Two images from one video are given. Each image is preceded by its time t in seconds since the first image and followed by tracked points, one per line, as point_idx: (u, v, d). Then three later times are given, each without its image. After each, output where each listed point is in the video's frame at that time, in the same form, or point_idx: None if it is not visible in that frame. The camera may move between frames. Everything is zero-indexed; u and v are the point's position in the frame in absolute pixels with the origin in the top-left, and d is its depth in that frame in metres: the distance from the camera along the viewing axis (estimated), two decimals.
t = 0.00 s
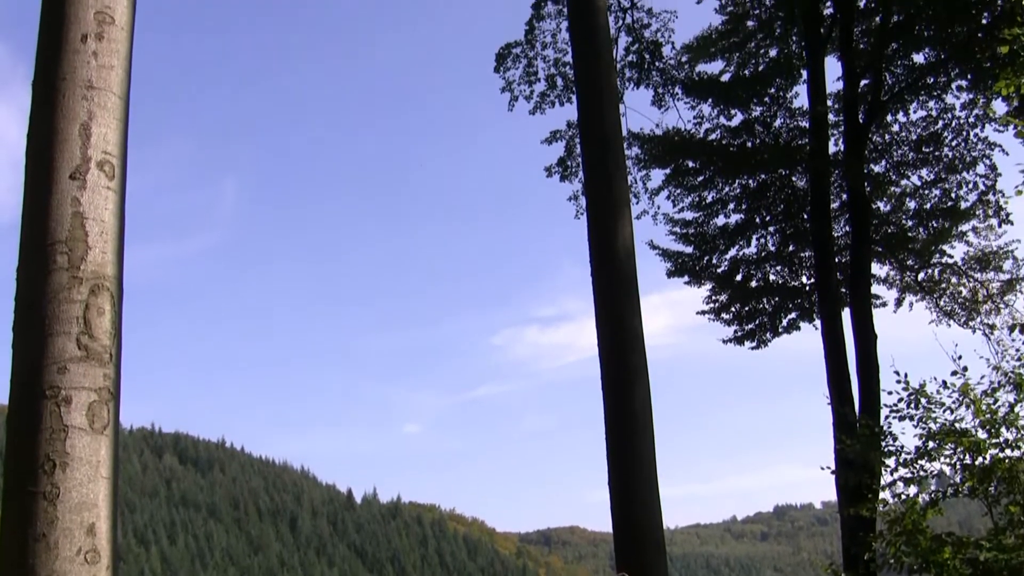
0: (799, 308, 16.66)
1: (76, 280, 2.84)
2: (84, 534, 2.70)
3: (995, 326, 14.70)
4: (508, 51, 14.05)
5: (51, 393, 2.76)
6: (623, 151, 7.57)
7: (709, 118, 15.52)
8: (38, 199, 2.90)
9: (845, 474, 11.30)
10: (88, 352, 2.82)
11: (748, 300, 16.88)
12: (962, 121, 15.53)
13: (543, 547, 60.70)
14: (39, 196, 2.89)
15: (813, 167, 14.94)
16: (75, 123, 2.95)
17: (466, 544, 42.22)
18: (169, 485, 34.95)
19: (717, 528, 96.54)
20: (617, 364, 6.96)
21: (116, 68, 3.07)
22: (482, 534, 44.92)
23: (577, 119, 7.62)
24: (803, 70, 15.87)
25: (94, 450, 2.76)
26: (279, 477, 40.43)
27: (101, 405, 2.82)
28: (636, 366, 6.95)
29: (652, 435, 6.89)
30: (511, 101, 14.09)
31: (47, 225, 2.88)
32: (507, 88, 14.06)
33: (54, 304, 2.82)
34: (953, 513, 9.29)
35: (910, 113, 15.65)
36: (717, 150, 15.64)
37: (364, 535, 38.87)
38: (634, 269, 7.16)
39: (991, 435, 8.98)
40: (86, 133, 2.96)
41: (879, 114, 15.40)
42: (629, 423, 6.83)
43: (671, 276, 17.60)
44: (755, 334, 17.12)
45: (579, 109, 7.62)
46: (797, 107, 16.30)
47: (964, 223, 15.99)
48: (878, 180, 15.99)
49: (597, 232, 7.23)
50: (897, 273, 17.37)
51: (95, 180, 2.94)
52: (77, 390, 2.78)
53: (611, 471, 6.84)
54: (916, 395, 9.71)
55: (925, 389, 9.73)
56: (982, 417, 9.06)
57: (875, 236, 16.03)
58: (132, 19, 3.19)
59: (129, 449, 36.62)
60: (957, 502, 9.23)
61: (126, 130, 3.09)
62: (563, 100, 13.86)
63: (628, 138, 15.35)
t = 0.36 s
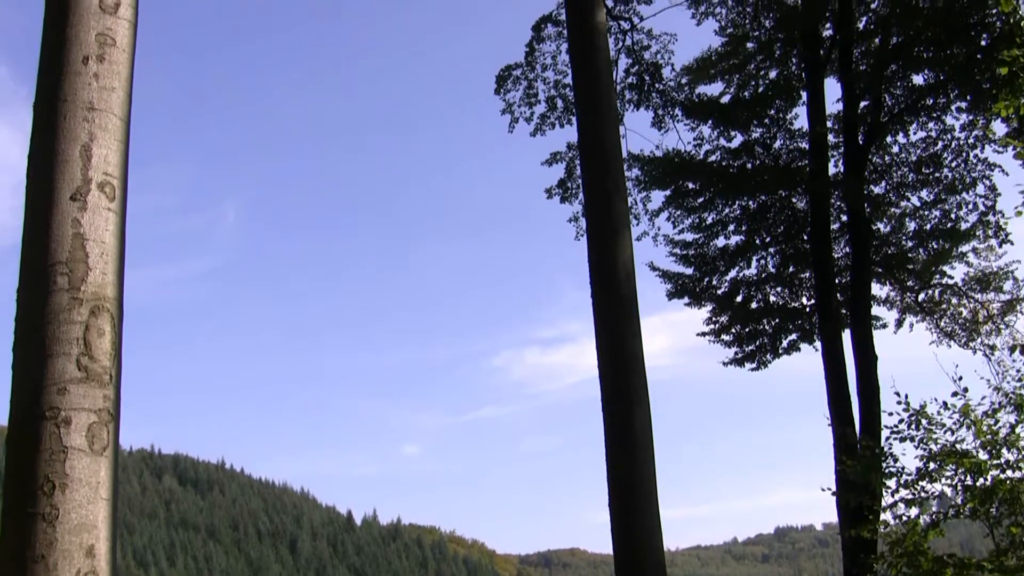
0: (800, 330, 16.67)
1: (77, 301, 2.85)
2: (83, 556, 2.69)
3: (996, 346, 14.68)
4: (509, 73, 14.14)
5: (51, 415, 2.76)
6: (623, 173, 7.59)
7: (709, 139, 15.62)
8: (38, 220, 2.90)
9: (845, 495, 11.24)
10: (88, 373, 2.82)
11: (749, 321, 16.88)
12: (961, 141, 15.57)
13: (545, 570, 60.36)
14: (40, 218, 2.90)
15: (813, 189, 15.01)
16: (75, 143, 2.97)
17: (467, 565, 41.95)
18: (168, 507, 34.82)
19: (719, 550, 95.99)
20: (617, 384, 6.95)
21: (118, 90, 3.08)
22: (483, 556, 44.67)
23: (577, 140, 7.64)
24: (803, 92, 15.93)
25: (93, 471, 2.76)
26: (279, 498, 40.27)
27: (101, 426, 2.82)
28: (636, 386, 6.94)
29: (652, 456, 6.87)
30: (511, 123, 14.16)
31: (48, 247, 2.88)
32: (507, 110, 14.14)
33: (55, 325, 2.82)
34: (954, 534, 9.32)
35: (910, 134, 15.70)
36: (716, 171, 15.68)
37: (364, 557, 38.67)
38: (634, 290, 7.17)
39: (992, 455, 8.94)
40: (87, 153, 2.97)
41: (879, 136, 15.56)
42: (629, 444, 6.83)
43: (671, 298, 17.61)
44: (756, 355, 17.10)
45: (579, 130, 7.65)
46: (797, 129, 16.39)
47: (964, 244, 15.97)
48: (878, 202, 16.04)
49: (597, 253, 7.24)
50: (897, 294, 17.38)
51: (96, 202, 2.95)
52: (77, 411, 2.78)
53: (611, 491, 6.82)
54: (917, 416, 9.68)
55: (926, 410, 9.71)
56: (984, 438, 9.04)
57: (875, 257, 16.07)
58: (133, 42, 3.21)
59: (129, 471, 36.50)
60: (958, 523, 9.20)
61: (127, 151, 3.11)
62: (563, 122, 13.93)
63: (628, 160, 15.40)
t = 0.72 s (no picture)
0: (800, 345, 16.63)
1: (77, 316, 2.85)
2: (82, 572, 2.68)
3: (996, 362, 14.65)
4: (509, 90, 14.19)
5: (51, 431, 2.76)
6: (622, 190, 7.61)
7: (709, 156, 15.72)
8: (38, 236, 2.91)
9: (846, 511, 11.20)
10: (88, 390, 2.82)
11: (749, 337, 16.90)
12: (961, 157, 15.61)
13: None
14: (40, 233, 2.91)
15: (813, 205, 15.02)
16: (76, 160, 2.97)
17: None
18: (168, 523, 34.70)
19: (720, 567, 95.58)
20: (617, 400, 6.94)
21: (118, 106, 3.10)
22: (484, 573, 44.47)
23: (577, 156, 7.66)
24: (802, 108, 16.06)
25: (93, 486, 2.76)
26: (279, 515, 40.12)
27: (101, 442, 2.81)
28: (637, 402, 6.93)
29: (653, 473, 6.86)
30: (511, 139, 14.21)
31: (48, 263, 2.89)
32: (507, 126, 14.18)
33: (55, 341, 2.82)
34: (956, 550, 9.25)
35: (909, 149, 15.75)
36: (716, 188, 15.71)
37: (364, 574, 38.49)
38: (634, 306, 7.18)
39: (993, 471, 8.93)
40: (87, 170, 2.98)
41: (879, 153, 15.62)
42: (629, 460, 6.82)
43: (671, 314, 17.63)
44: (756, 371, 17.10)
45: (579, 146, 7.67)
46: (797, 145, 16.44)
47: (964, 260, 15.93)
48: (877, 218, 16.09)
49: (597, 269, 7.25)
50: (897, 309, 17.39)
51: (96, 217, 2.96)
52: (77, 427, 2.78)
53: (612, 507, 6.80)
54: (918, 432, 9.66)
55: (927, 426, 9.69)
56: (984, 454, 9.01)
57: (875, 273, 16.11)
58: (134, 59, 3.23)
59: (129, 487, 36.40)
60: (959, 539, 9.11)
61: (127, 167, 3.12)
62: (563, 138, 13.98)
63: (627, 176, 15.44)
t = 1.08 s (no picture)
0: (800, 370, 16.60)
1: (77, 341, 2.85)
2: None
3: (997, 385, 14.61)
4: (509, 114, 14.27)
5: (51, 455, 2.75)
6: (622, 215, 7.64)
7: (709, 180, 15.81)
8: (39, 260, 2.92)
9: (848, 536, 11.14)
10: (88, 415, 2.82)
11: (749, 361, 16.90)
12: (960, 181, 15.66)
13: None
14: (40, 258, 2.92)
15: (813, 229, 15.03)
16: (77, 185, 2.99)
17: None
18: (167, 548, 34.49)
19: None
20: (618, 425, 6.92)
21: (119, 130, 3.11)
22: None
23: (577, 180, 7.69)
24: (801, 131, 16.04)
25: (92, 512, 2.75)
26: (279, 540, 39.89)
27: (100, 467, 2.81)
28: (637, 426, 6.92)
29: (653, 497, 6.83)
30: (511, 164, 14.29)
31: (49, 287, 2.89)
32: (507, 150, 14.24)
33: (55, 365, 2.82)
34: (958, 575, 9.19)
35: (909, 173, 15.82)
36: (716, 213, 15.75)
37: None
38: (634, 330, 7.18)
39: (994, 495, 8.89)
40: (88, 195, 2.99)
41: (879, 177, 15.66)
42: (630, 485, 6.79)
43: (671, 339, 17.64)
44: (757, 396, 17.10)
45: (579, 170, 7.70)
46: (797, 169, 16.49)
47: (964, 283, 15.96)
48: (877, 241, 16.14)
49: (597, 294, 7.26)
50: (897, 333, 17.39)
51: (97, 242, 2.97)
52: (76, 452, 2.77)
53: (612, 532, 6.78)
54: (919, 456, 9.63)
55: (928, 450, 9.66)
56: (986, 478, 8.98)
57: (875, 297, 16.10)
58: (135, 84, 3.25)
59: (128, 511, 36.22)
60: (961, 564, 9.06)
61: (129, 191, 3.14)
62: (563, 162, 14.03)
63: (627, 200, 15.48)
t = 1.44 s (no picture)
0: (800, 407, 16.64)
1: (77, 377, 2.86)
2: None
3: (997, 422, 14.54)
4: (509, 151, 14.36)
5: (49, 492, 2.74)
6: (622, 251, 7.66)
7: (709, 217, 15.86)
8: (39, 297, 2.92)
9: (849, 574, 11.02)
10: (87, 452, 2.81)
11: (750, 399, 16.87)
12: (959, 217, 15.71)
13: None
14: (41, 294, 2.93)
15: (813, 265, 15.08)
16: (78, 222, 3.00)
17: None
18: None
19: None
20: (619, 462, 6.90)
21: (120, 167, 3.13)
22: None
23: (578, 217, 7.72)
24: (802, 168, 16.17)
25: (91, 549, 2.74)
26: None
27: (100, 504, 2.80)
28: (639, 463, 6.89)
29: (654, 536, 6.78)
30: (511, 201, 14.35)
31: (49, 323, 2.90)
32: (507, 187, 14.31)
33: (55, 402, 2.82)
34: None
35: (909, 210, 15.87)
36: (716, 249, 15.79)
37: None
38: (634, 366, 7.17)
39: (997, 532, 8.81)
40: (89, 231, 3.01)
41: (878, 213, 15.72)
42: (631, 522, 6.75)
43: (671, 376, 17.62)
44: (758, 433, 17.07)
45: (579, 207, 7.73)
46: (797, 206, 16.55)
47: (965, 318, 15.95)
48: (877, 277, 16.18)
49: (597, 330, 7.26)
50: (897, 369, 17.38)
51: (97, 278, 2.98)
52: (75, 489, 2.76)
53: (613, 569, 6.72)
54: (921, 492, 9.56)
55: (930, 486, 9.59)
56: (988, 514, 8.91)
57: (876, 332, 16.10)
58: (137, 120, 3.27)
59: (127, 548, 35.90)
60: None
61: (129, 227, 3.15)
62: (563, 199, 14.10)
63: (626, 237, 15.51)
